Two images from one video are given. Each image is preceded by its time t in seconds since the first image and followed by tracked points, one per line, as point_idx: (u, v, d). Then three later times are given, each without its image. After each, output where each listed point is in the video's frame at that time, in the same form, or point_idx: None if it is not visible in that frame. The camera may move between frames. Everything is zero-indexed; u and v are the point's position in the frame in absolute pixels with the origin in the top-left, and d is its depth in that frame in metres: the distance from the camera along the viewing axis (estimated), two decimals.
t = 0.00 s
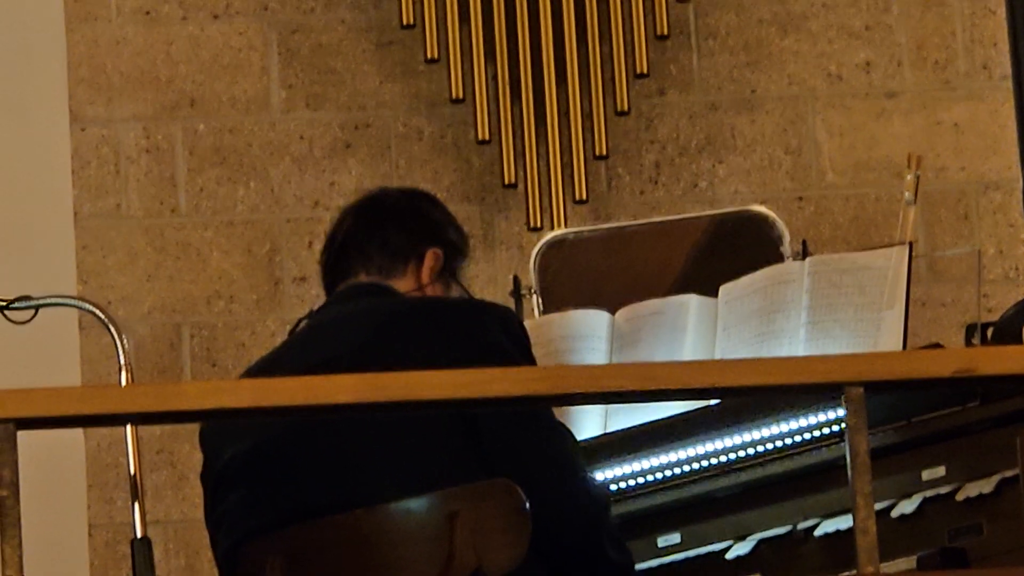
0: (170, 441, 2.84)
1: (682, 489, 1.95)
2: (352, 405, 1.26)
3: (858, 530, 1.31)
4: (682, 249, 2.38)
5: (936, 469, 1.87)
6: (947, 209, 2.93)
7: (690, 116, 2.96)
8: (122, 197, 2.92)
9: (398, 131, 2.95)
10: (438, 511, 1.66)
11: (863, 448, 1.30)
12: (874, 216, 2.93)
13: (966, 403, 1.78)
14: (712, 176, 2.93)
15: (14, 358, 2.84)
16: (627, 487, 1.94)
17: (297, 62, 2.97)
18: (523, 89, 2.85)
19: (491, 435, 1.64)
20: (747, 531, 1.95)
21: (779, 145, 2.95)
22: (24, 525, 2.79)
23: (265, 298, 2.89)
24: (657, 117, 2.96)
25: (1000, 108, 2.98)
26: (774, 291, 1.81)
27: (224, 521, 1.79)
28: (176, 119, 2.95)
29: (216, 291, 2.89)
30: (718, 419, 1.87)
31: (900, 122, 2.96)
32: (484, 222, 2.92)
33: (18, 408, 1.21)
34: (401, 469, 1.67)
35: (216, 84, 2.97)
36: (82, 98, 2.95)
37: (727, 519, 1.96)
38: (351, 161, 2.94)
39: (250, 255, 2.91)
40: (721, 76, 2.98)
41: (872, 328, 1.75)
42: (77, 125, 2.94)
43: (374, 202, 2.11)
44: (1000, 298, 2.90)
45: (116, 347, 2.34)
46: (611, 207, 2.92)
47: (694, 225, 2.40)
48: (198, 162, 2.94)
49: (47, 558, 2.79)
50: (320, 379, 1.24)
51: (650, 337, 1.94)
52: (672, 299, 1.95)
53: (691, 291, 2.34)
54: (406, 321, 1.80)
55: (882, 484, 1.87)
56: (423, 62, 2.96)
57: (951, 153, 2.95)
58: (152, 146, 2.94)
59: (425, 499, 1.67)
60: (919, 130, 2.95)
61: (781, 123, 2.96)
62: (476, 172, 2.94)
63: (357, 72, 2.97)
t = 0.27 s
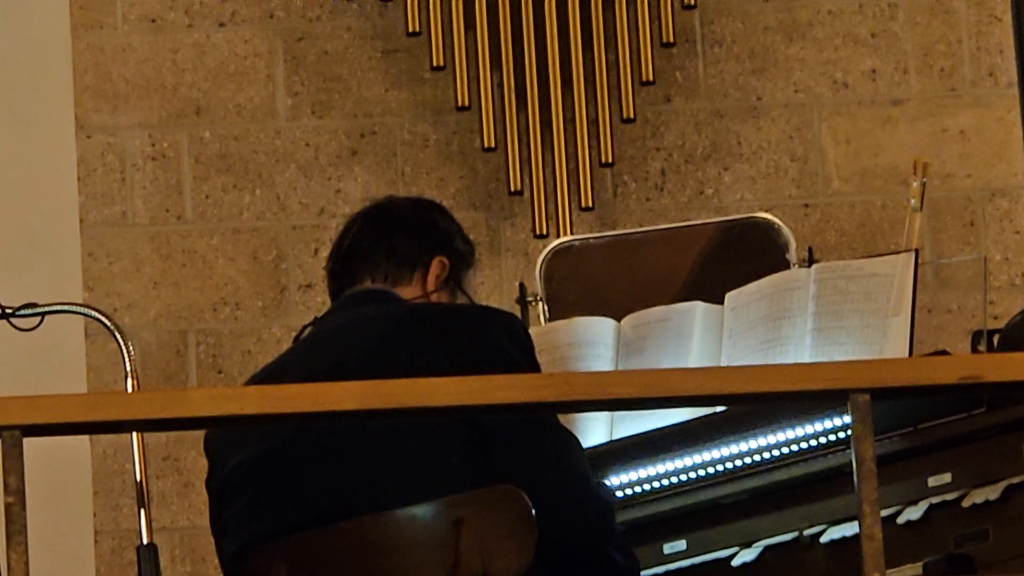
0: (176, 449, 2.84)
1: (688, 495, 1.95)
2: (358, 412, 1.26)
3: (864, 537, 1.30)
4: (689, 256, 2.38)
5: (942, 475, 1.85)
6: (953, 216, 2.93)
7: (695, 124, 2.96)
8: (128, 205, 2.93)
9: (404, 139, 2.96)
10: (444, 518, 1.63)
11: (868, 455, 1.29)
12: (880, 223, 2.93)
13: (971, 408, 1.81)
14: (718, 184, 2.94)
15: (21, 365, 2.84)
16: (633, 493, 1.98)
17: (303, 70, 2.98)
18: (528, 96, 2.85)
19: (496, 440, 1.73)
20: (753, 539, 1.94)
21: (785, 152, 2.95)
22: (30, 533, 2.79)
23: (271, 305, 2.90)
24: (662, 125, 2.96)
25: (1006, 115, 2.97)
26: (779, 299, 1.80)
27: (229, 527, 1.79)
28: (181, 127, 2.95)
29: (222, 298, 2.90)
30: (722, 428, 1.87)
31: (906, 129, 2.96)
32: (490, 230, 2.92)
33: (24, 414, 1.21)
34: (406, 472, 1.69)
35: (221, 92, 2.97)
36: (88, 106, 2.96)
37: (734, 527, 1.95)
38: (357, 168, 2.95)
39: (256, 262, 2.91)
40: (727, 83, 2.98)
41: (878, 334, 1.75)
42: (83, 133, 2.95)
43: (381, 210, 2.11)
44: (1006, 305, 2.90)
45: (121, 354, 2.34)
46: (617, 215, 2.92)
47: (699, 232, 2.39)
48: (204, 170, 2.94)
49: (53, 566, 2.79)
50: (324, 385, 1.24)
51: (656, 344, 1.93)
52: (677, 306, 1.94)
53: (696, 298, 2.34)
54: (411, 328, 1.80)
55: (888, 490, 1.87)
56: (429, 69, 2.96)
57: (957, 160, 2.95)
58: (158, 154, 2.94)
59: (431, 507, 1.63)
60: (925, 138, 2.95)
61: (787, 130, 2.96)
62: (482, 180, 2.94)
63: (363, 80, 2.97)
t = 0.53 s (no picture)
0: (181, 452, 2.84)
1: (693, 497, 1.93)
2: (361, 416, 1.26)
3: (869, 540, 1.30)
4: (692, 259, 2.38)
5: (946, 479, 1.84)
6: (957, 218, 2.93)
7: (700, 126, 2.96)
8: (132, 208, 2.93)
9: (408, 141, 2.96)
10: (447, 521, 1.65)
11: (872, 458, 1.29)
12: (884, 226, 2.93)
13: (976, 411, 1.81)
14: (722, 187, 2.93)
15: (25, 368, 2.84)
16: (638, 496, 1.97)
17: (307, 73, 2.98)
18: (533, 99, 2.85)
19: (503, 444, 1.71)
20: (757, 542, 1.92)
21: (789, 155, 2.95)
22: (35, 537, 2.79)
23: (275, 308, 2.90)
24: (667, 127, 2.96)
25: (1011, 117, 2.97)
26: (783, 302, 1.81)
27: (232, 531, 1.79)
28: (186, 129, 2.96)
29: (227, 301, 2.90)
30: (725, 431, 1.90)
31: (910, 131, 2.96)
32: (494, 233, 2.92)
33: (28, 417, 1.22)
34: (411, 474, 1.69)
35: (225, 94, 2.97)
36: (92, 109, 2.96)
37: (739, 529, 1.93)
38: (361, 171, 2.95)
39: (261, 265, 2.91)
40: (731, 86, 2.97)
41: (883, 336, 1.74)
42: (87, 136, 2.95)
43: (386, 212, 2.11)
44: (1011, 308, 2.89)
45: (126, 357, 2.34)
46: (621, 217, 2.92)
47: (703, 235, 2.39)
48: (208, 172, 2.94)
49: (58, 570, 2.79)
50: (328, 388, 1.24)
51: (660, 347, 1.94)
52: (681, 309, 1.94)
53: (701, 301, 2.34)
54: (416, 331, 1.80)
55: (893, 493, 1.86)
56: (433, 72, 2.97)
57: (962, 162, 2.95)
58: (162, 157, 2.95)
59: (436, 510, 1.65)
60: (929, 140, 2.95)
61: (791, 132, 2.96)
62: (486, 182, 2.94)
63: (367, 83, 2.98)
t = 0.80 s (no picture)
0: (188, 441, 2.85)
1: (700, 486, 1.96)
2: (367, 405, 1.26)
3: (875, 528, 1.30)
4: (699, 248, 2.38)
5: (952, 467, 1.87)
6: (964, 207, 2.92)
7: (706, 116, 2.96)
8: (139, 197, 2.93)
9: (415, 130, 2.96)
10: (454, 511, 1.65)
11: (879, 446, 1.29)
12: (891, 214, 2.92)
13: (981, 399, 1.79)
14: (729, 176, 2.93)
15: (32, 358, 2.85)
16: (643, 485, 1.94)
17: (314, 63, 2.98)
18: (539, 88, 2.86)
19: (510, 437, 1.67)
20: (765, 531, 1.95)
21: (796, 144, 2.95)
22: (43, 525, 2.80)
23: (282, 297, 2.90)
24: (673, 117, 2.96)
25: (1018, 106, 2.96)
26: (790, 291, 1.80)
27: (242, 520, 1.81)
28: (193, 119, 2.96)
29: (234, 290, 2.90)
30: (734, 420, 1.89)
31: (916, 121, 2.95)
32: (501, 222, 2.92)
33: (35, 405, 1.22)
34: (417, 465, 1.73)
35: (232, 84, 2.98)
36: (100, 99, 2.96)
37: (745, 517, 1.98)
38: (368, 160, 2.95)
39: (268, 254, 2.92)
40: (738, 75, 2.97)
41: (889, 324, 1.74)
42: (94, 125, 2.96)
43: (395, 203, 2.11)
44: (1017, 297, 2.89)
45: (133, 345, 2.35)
46: (628, 206, 2.92)
47: (709, 224, 2.39)
48: (215, 162, 2.95)
49: (66, 559, 2.80)
50: (335, 377, 1.25)
51: (667, 336, 1.94)
52: (689, 298, 1.94)
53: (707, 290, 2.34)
54: (422, 321, 1.80)
55: (899, 482, 1.87)
56: (440, 61, 2.97)
57: (968, 151, 2.95)
58: (169, 146, 2.95)
59: (443, 500, 1.67)
60: (935, 130, 2.95)
61: (798, 122, 2.96)
62: (493, 171, 2.94)
63: (374, 72, 2.98)
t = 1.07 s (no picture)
0: (199, 400, 2.87)
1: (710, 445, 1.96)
2: (379, 363, 1.26)
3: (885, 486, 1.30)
4: (709, 206, 2.38)
5: (964, 425, 1.85)
6: (974, 165, 2.91)
7: (716, 75, 2.95)
8: (149, 156, 2.93)
9: (425, 90, 2.95)
10: (464, 468, 1.65)
11: (890, 405, 1.30)
12: (901, 173, 2.91)
13: (991, 358, 1.83)
14: (739, 135, 2.92)
15: (43, 316, 2.86)
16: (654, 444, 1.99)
17: (324, 21, 2.97)
18: (550, 46, 2.85)
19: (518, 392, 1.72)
20: (774, 489, 1.94)
21: (806, 103, 2.94)
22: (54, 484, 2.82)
23: (292, 256, 2.90)
24: (684, 75, 2.95)
25: None
26: (801, 250, 1.80)
27: (248, 478, 1.81)
28: (203, 78, 2.95)
29: (244, 250, 2.90)
30: (743, 379, 1.88)
31: (926, 79, 2.94)
32: (511, 181, 2.91)
33: (49, 364, 1.23)
34: (427, 421, 1.70)
35: (242, 43, 2.97)
36: (109, 57, 2.95)
37: (756, 475, 1.95)
38: (378, 119, 2.94)
39: (278, 212, 2.92)
40: (748, 34, 2.96)
41: (899, 284, 1.72)
42: (104, 84, 2.95)
43: (407, 161, 2.11)
44: None
45: (145, 305, 2.36)
46: (637, 165, 2.91)
47: (720, 182, 2.39)
48: (226, 121, 2.94)
49: (77, 518, 2.81)
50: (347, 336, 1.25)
51: (676, 295, 1.94)
52: (699, 257, 1.94)
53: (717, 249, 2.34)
54: (433, 280, 1.80)
55: (908, 440, 1.87)
56: (450, 20, 2.96)
57: (979, 110, 2.93)
58: (179, 105, 2.94)
59: (455, 457, 1.65)
60: (946, 88, 2.94)
61: (808, 80, 2.94)
62: (503, 131, 2.93)
63: (384, 30, 2.97)
